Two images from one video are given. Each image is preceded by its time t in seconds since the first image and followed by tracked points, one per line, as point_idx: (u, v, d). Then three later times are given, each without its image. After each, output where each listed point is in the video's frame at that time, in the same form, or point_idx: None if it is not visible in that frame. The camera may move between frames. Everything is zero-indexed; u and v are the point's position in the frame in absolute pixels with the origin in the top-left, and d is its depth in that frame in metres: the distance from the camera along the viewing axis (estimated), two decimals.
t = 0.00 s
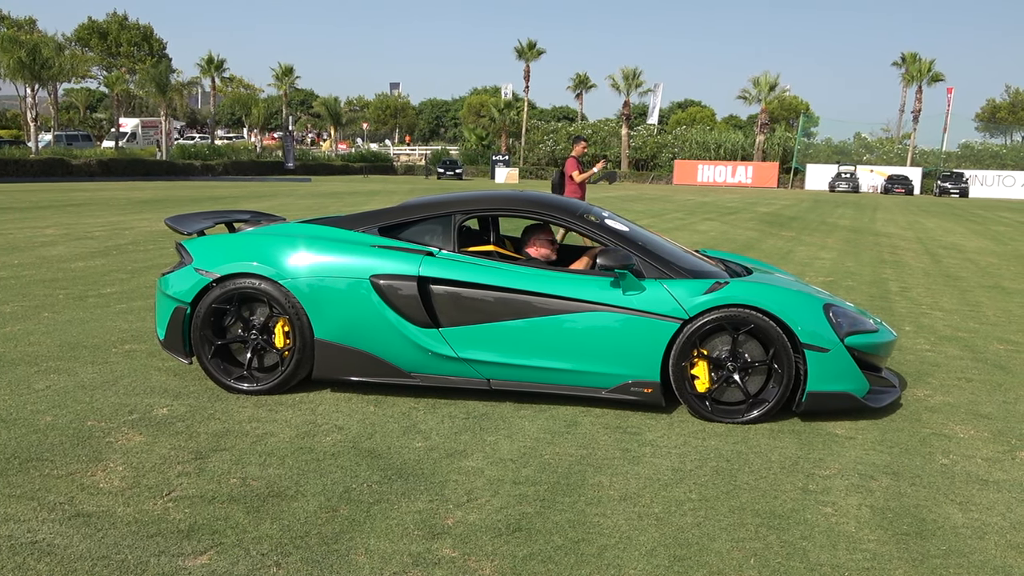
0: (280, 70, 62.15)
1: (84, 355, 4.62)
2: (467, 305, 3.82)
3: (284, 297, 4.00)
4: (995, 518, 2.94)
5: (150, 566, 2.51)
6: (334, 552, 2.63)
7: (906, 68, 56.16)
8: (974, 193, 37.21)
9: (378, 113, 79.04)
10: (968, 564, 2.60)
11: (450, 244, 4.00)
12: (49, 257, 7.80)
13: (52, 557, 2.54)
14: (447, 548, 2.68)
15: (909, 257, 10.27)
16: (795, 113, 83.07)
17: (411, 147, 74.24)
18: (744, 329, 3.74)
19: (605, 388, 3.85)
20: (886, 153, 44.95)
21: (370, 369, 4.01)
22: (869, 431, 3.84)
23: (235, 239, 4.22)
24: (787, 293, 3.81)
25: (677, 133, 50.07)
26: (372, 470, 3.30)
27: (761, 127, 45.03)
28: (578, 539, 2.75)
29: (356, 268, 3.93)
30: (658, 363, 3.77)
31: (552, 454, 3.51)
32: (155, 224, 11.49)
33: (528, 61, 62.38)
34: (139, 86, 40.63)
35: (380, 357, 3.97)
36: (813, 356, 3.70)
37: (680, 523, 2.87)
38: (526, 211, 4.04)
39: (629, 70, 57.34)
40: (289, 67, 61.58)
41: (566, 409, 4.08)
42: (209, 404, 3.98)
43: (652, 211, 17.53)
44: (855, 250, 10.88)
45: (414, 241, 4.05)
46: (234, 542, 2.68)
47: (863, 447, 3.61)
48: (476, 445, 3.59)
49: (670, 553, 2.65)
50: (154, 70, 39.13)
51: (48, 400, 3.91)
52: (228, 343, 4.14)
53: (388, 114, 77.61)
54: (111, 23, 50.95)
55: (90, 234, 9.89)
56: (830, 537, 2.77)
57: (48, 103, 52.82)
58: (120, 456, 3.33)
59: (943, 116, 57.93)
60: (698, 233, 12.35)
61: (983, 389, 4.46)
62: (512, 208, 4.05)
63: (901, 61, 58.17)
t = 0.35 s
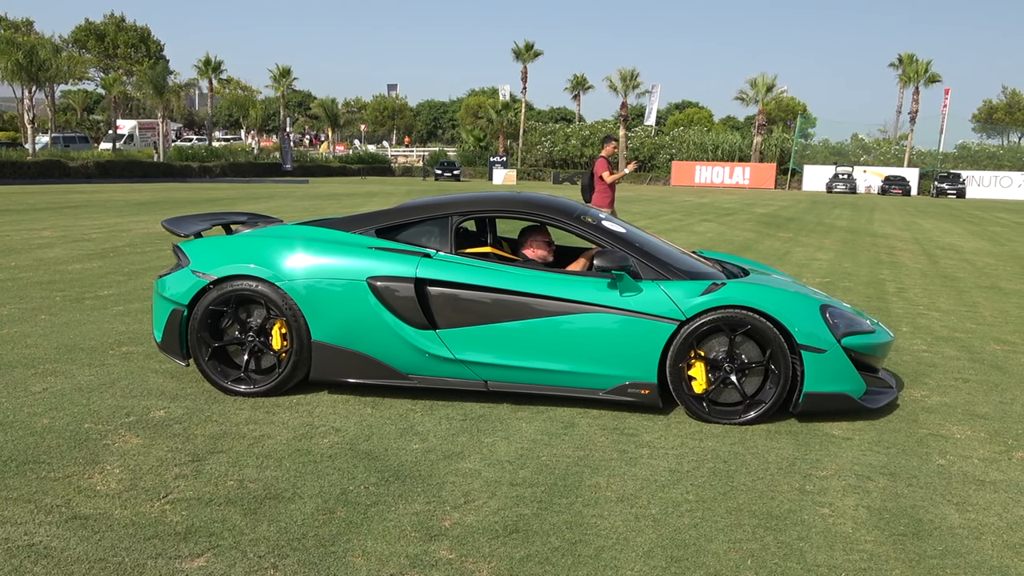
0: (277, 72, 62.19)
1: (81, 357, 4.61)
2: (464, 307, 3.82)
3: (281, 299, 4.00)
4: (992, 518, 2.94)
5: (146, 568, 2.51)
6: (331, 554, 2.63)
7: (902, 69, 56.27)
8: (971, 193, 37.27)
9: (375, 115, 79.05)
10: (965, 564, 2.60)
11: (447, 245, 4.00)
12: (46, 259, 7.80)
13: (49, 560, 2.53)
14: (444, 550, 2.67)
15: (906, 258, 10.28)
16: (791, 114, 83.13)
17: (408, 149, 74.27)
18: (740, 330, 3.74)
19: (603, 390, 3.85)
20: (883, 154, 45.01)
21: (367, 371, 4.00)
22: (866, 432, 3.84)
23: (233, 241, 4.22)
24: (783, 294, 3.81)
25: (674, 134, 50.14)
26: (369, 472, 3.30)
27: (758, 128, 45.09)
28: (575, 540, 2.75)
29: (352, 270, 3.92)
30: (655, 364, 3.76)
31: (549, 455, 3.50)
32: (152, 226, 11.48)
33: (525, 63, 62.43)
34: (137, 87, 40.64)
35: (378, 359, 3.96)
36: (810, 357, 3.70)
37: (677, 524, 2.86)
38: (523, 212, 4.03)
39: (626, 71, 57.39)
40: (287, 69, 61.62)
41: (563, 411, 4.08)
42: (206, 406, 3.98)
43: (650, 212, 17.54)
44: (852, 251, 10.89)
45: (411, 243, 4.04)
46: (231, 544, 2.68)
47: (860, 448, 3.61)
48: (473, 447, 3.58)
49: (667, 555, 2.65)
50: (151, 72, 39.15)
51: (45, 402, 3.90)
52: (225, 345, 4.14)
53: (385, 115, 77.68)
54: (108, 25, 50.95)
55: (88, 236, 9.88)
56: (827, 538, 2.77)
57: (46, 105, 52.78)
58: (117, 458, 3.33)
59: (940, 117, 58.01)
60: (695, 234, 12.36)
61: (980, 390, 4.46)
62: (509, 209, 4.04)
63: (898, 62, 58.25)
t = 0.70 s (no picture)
0: (275, 73, 62.20)
1: (78, 359, 4.61)
2: (463, 308, 3.81)
3: (280, 302, 3.99)
4: (988, 518, 2.93)
5: (143, 570, 2.50)
6: (327, 556, 2.62)
7: (900, 69, 56.35)
8: (969, 194, 37.31)
9: (373, 116, 79.09)
10: (961, 564, 2.59)
11: (445, 247, 3.99)
12: (43, 261, 7.80)
13: (45, 562, 2.53)
14: (441, 551, 2.67)
15: (903, 258, 10.28)
16: (789, 115, 83.21)
17: (406, 150, 74.31)
18: (738, 330, 3.73)
19: (601, 390, 3.85)
20: (881, 155, 45.07)
21: (366, 372, 4.00)
22: (862, 432, 3.83)
23: (231, 243, 4.22)
24: (781, 295, 3.80)
25: (672, 136, 50.18)
26: (366, 473, 3.29)
27: (756, 129, 45.11)
28: (571, 541, 2.74)
29: (351, 271, 3.92)
30: (653, 365, 3.76)
31: (546, 456, 3.50)
32: (149, 227, 11.49)
33: (523, 64, 62.47)
34: (134, 89, 40.64)
35: (376, 360, 3.96)
36: (807, 357, 3.69)
37: (673, 525, 2.86)
38: (520, 214, 4.03)
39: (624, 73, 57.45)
40: (285, 71, 61.62)
41: (560, 412, 4.07)
42: (202, 408, 3.97)
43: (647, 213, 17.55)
44: (849, 251, 10.90)
45: (409, 244, 4.03)
46: (227, 546, 2.67)
47: (856, 449, 3.61)
48: (470, 448, 3.58)
49: (664, 555, 2.64)
50: (148, 74, 39.15)
51: (42, 404, 3.90)
52: (222, 347, 4.13)
53: (383, 117, 77.81)
54: (105, 27, 50.95)
55: (85, 238, 9.87)
56: (824, 538, 2.76)
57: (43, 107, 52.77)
58: (114, 460, 3.32)
59: (938, 117, 58.08)
60: (693, 235, 12.37)
61: (976, 389, 4.46)
62: (507, 210, 4.04)
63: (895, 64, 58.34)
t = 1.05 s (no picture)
0: (275, 75, 62.23)
1: (78, 361, 4.61)
2: (467, 308, 3.81)
3: (287, 304, 3.99)
4: (988, 518, 2.93)
5: (142, 570, 2.50)
6: (327, 556, 2.62)
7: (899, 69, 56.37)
8: (969, 194, 37.30)
9: (373, 117, 79.10)
10: (961, 563, 2.59)
11: (449, 248, 3.99)
12: (43, 263, 7.80)
13: (44, 563, 2.53)
14: (440, 551, 2.66)
15: (903, 258, 10.28)
16: (789, 115, 83.23)
17: (406, 151, 74.34)
18: (746, 331, 3.72)
19: (606, 391, 3.84)
20: (881, 155, 45.07)
21: (370, 372, 4.00)
22: (862, 432, 3.83)
23: (235, 243, 4.22)
24: (785, 295, 3.80)
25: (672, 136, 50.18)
26: (366, 474, 3.29)
27: (756, 130, 45.12)
28: (571, 541, 2.73)
29: (355, 272, 3.92)
30: (658, 365, 3.75)
31: (545, 456, 3.50)
32: (149, 229, 11.50)
33: (523, 65, 62.50)
34: (134, 91, 40.63)
35: (380, 361, 3.96)
36: (812, 358, 3.69)
37: (673, 525, 2.86)
38: (523, 215, 4.03)
39: (624, 74, 57.48)
40: (284, 72, 61.63)
41: (559, 412, 4.07)
42: (202, 409, 3.97)
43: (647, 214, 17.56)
44: (849, 251, 10.89)
45: (413, 244, 4.03)
46: (227, 546, 2.67)
47: (856, 448, 3.60)
48: (469, 448, 3.57)
49: (663, 555, 2.64)
50: (148, 75, 39.17)
51: (41, 405, 3.90)
52: (226, 346, 4.13)
53: (382, 119, 77.87)
54: (105, 29, 50.97)
55: (84, 239, 9.87)
56: (824, 538, 2.76)
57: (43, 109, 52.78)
58: (113, 461, 3.32)
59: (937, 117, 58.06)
60: (692, 236, 12.37)
61: (976, 389, 4.46)
62: (510, 211, 4.04)
63: (895, 64, 58.35)
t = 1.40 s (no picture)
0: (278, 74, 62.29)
1: (80, 359, 4.61)
2: (483, 309, 3.80)
3: (308, 309, 3.98)
4: (992, 520, 2.93)
5: (144, 570, 2.50)
6: (329, 556, 2.62)
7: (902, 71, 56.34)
8: (971, 195, 37.27)
9: (375, 117, 79.13)
10: (965, 566, 2.59)
11: (463, 248, 3.99)
12: (46, 261, 7.81)
13: (45, 562, 2.53)
14: (443, 552, 2.66)
15: (906, 260, 10.27)
16: (791, 116, 83.20)
17: (408, 151, 74.37)
18: (771, 336, 3.71)
19: (622, 392, 3.83)
20: (883, 157, 45.05)
21: (384, 373, 3.99)
22: (865, 433, 3.82)
23: (248, 243, 4.22)
24: (801, 296, 3.80)
25: (674, 137, 50.18)
26: (368, 474, 3.29)
27: (758, 131, 45.11)
28: (573, 543, 2.73)
29: (370, 272, 3.91)
30: (674, 367, 3.74)
31: (548, 457, 3.50)
32: (152, 228, 11.51)
33: (525, 66, 62.54)
34: (137, 90, 40.67)
35: (394, 361, 3.95)
36: (829, 359, 3.68)
37: (675, 526, 2.85)
38: (537, 215, 4.02)
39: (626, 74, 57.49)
40: (287, 72, 61.67)
41: (563, 412, 4.07)
42: (204, 408, 3.97)
43: (649, 215, 17.57)
44: (852, 253, 10.89)
45: (426, 244, 4.03)
46: (229, 546, 2.67)
47: (860, 450, 3.60)
48: (472, 449, 3.57)
49: (666, 556, 2.64)
50: (151, 75, 39.22)
51: (44, 404, 3.90)
52: (238, 341, 4.13)
53: (385, 119, 77.98)
54: (109, 28, 50.99)
55: (87, 238, 9.88)
56: (827, 540, 2.76)
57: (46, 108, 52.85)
58: (115, 460, 3.32)
59: (940, 119, 58.03)
60: (695, 237, 12.37)
61: (979, 391, 4.45)
62: (525, 211, 4.03)
63: (898, 66, 58.30)
